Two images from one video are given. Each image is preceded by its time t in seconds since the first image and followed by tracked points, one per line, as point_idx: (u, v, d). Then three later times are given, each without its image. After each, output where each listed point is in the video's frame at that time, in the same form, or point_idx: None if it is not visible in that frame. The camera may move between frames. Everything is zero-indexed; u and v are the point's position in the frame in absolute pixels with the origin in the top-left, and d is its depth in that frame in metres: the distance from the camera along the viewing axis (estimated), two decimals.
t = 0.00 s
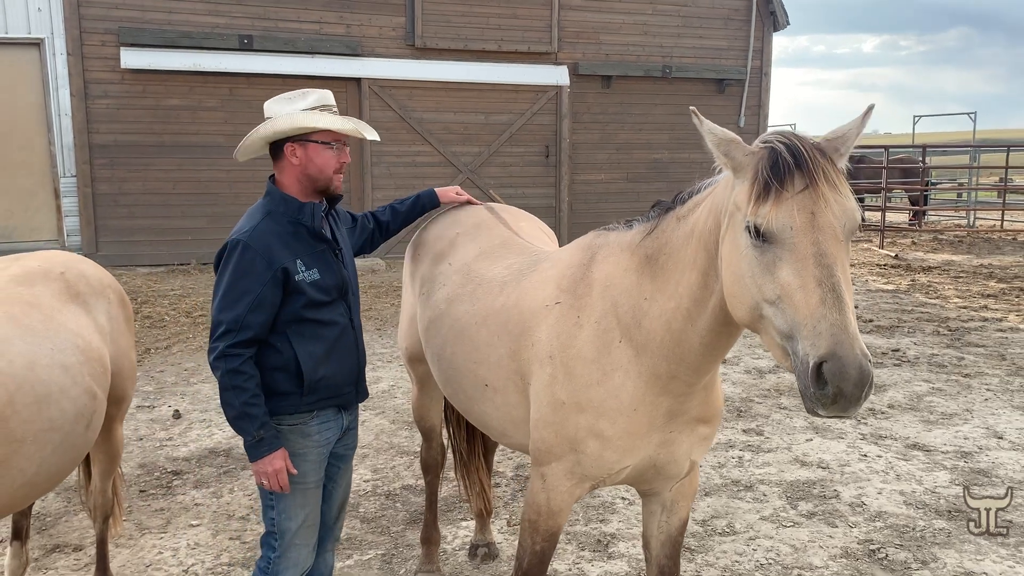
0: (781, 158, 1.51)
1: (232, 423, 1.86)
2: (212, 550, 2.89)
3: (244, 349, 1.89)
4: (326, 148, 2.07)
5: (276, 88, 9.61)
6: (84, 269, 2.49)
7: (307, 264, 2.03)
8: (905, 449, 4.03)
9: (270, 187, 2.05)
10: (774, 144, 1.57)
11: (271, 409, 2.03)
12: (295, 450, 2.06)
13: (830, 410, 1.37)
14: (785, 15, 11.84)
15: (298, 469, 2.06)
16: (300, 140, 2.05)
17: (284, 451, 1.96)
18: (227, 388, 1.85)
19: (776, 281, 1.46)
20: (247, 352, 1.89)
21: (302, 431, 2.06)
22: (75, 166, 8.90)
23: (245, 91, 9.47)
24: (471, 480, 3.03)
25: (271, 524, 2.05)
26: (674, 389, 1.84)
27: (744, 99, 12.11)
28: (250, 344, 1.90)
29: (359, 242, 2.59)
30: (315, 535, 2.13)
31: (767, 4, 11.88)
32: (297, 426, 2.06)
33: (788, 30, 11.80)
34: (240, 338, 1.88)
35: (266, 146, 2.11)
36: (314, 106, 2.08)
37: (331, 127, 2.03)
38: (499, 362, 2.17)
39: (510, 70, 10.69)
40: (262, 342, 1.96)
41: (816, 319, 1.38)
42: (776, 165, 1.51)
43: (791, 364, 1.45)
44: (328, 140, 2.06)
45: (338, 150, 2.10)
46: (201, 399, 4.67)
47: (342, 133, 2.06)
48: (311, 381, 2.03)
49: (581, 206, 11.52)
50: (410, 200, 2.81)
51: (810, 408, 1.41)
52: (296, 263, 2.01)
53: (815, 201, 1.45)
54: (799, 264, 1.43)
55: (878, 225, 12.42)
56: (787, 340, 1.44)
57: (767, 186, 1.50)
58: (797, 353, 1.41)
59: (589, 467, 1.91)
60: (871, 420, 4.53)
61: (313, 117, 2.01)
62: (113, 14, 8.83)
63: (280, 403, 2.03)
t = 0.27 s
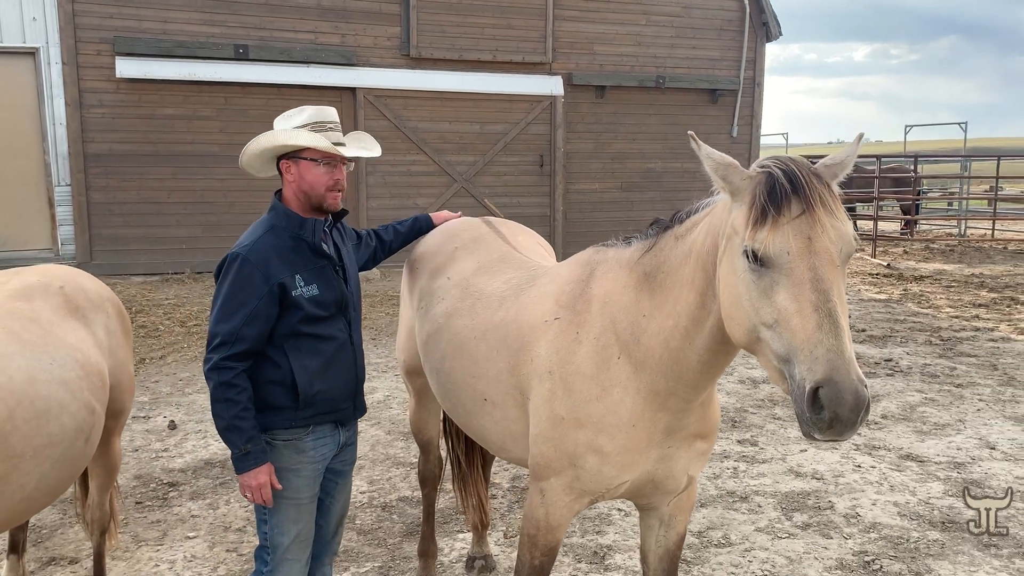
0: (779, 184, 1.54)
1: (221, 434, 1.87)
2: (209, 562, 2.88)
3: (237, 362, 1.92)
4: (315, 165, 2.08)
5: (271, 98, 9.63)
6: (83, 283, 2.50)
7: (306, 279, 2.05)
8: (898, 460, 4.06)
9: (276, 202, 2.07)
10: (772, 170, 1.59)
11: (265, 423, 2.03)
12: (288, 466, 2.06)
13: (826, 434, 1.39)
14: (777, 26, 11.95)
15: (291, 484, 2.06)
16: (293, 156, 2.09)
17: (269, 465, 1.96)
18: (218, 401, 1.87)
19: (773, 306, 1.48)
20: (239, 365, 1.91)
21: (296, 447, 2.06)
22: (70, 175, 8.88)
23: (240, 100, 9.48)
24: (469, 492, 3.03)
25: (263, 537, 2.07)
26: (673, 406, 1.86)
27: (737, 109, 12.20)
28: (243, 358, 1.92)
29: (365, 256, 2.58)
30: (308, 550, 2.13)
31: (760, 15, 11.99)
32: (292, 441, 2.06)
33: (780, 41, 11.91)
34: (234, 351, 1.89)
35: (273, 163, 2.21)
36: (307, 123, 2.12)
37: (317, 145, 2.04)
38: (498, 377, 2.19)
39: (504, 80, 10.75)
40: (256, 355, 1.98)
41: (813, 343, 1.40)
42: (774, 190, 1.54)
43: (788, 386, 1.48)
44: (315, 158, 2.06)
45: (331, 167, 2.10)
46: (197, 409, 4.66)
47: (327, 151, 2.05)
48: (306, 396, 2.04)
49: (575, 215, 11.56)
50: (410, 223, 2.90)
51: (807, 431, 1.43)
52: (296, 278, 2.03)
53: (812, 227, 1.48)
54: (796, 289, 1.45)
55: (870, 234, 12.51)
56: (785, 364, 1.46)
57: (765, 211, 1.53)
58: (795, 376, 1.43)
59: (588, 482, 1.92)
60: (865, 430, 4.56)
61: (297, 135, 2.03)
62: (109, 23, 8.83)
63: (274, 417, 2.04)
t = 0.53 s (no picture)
0: (773, 203, 1.57)
1: (205, 443, 1.86)
2: None
3: (233, 372, 1.94)
4: (319, 182, 2.10)
5: (268, 109, 9.66)
6: (83, 298, 2.51)
7: (309, 293, 2.07)
8: (893, 472, 4.08)
9: (286, 218, 2.11)
10: (766, 188, 1.62)
11: (261, 436, 2.04)
12: (283, 482, 2.07)
13: (822, 451, 1.41)
14: (772, 39, 12.06)
15: (285, 500, 2.07)
16: (299, 172, 2.12)
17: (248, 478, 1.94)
18: (206, 408, 1.88)
19: (768, 323, 1.51)
20: (234, 375, 1.94)
21: (291, 462, 2.07)
22: (66, 186, 8.89)
23: (237, 112, 9.51)
24: (467, 506, 3.04)
25: (259, 552, 2.09)
26: (670, 421, 1.88)
27: (731, 121, 12.30)
28: (238, 367, 1.94)
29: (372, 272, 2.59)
30: (304, 566, 2.14)
31: (754, 29, 12.11)
32: (287, 457, 2.07)
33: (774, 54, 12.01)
34: (229, 360, 1.92)
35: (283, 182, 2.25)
36: (312, 141, 2.15)
37: (321, 161, 2.06)
38: (496, 392, 2.20)
39: (501, 92, 10.82)
40: (252, 365, 2.01)
41: (808, 361, 1.42)
42: (768, 210, 1.57)
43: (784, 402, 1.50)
44: (319, 175, 2.08)
45: (335, 184, 2.11)
46: (193, 421, 4.65)
47: (329, 168, 2.07)
48: (303, 410, 2.05)
49: (571, 226, 11.60)
50: (412, 241, 2.97)
51: (802, 447, 1.45)
52: (298, 291, 2.05)
53: (805, 245, 1.50)
54: (790, 307, 1.48)
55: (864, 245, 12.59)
56: (780, 380, 1.48)
57: (759, 230, 1.56)
58: (790, 392, 1.45)
59: (586, 497, 1.93)
60: (860, 443, 4.58)
61: (299, 153, 2.07)
62: (107, 35, 8.86)
63: (270, 431, 2.04)
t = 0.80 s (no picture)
0: (771, 217, 1.59)
1: (213, 439, 1.91)
2: None
3: (236, 370, 1.97)
4: (323, 193, 2.14)
5: (268, 117, 9.70)
6: (85, 307, 2.52)
7: (316, 298, 2.10)
8: (891, 482, 4.09)
9: (298, 224, 2.14)
10: (765, 202, 1.65)
11: (262, 440, 2.05)
12: (283, 489, 2.07)
13: (819, 462, 1.43)
14: (769, 50, 12.13)
15: (284, 507, 2.07)
16: (311, 181, 2.18)
17: (257, 475, 1.98)
18: (212, 405, 1.92)
19: (765, 336, 1.53)
20: (238, 373, 1.96)
21: (291, 469, 2.07)
22: (66, 194, 8.91)
23: (237, 120, 9.54)
24: (467, 515, 3.04)
25: (258, 559, 2.09)
26: (668, 432, 1.89)
27: (729, 131, 12.36)
28: (241, 366, 1.96)
29: (381, 284, 2.66)
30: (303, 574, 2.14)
31: (752, 39, 12.19)
32: (287, 463, 2.07)
33: (772, 64, 12.08)
34: (233, 359, 1.95)
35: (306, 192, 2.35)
36: (321, 153, 2.20)
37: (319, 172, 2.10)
38: (497, 401, 2.22)
39: (500, 101, 10.87)
40: (255, 365, 2.03)
41: (805, 373, 1.44)
42: (766, 223, 1.59)
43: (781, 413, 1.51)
44: (321, 186, 2.13)
45: (337, 195, 2.14)
46: (192, 430, 4.65)
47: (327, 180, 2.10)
48: (304, 414, 2.06)
49: (569, 235, 11.63)
50: (416, 250, 3.04)
51: (800, 459, 1.47)
52: (305, 296, 2.08)
53: (803, 259, 1.53)
54: (787, 320, 1.50)
55: (862, 254, 12.64)
56: (777, 392, 1.50)
57: (757, 243, 1.58)
58: (787, 404, 1.47)
59: (585, 506, 1.94)
60: (858, 452, 4.59)
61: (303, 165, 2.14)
62: (107, 43, 8.90)
63: (272, 435, 2.05)
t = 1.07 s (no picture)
0: (770, 226, 1.61)
1: (215, 436, 1.93)
2: None
3: (240, 368, 1.98)
4: (329, 199, 2.19)
5: (268, 121, 9.73)
6: (89, 310, 2.54)
7: (321, 300, 2.12)
8: (889, 488, 4.11)
9: (307, 227, 2.17)
10: (764, 212, 1.67)
11: (264, 439, 2.07)
12: (282, 487, 2.08)
13: (817, 469, 1.44)
14: (769, 56, 12.18)
15: (282, 506, 2.08)
16: (319, 187, 2.23)
17: (257, 471, 2.00)
18: (215, 402, 1.93)
19: (765, 343, 1.54)
20: (242, 371, 1.98)
21: (290, 468, 2.08)
22: (67, 197, 8.93)
23: (238, 123, 9.57)
24: (467, 519, 3.06)
25: (255, 557, 2.10)
26: (667, 437, 1.91)
27: (729, 136, 12.40)
28: (246, 365, 1.98)
29: (387, 288, 2.73)
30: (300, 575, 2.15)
31: (751, 45, 12.24)
32: (286, 462, 2.08)
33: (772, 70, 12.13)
34: (237, 358, 1.96)
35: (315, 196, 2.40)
36: (330, 160, 2.25)
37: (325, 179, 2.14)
38: (498, 404, 2.24)
39: (500, 106, 10.91)
40: (259, 365, 2.05)
41: (803, 381, 1.46)
42: (765, 232, 1.61)
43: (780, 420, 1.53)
44: (328, 192, 2.17)
45: (343, 201, 2.18)
46: (192, 432, 4.66)
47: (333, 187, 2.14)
48: (305, 412, 2.08)
49: (569, 239, 11.65)
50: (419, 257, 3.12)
51: (798, 465, 1.48)
52: (310, 297, 2.10)
53: (802, 267, 1.55)
54: (786, 328, 1.51)
55: (860, 260, 12.66)
56: (776, 399, 1.52)
57: (756, 251, 1.60)
58: (786, 410, 1.49)
59: (584, 509, 1.96)
60: (856, 458, 4.61)
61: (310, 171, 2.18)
62: (109, 47, 8.93)
63: (274, 434, 2.07)
